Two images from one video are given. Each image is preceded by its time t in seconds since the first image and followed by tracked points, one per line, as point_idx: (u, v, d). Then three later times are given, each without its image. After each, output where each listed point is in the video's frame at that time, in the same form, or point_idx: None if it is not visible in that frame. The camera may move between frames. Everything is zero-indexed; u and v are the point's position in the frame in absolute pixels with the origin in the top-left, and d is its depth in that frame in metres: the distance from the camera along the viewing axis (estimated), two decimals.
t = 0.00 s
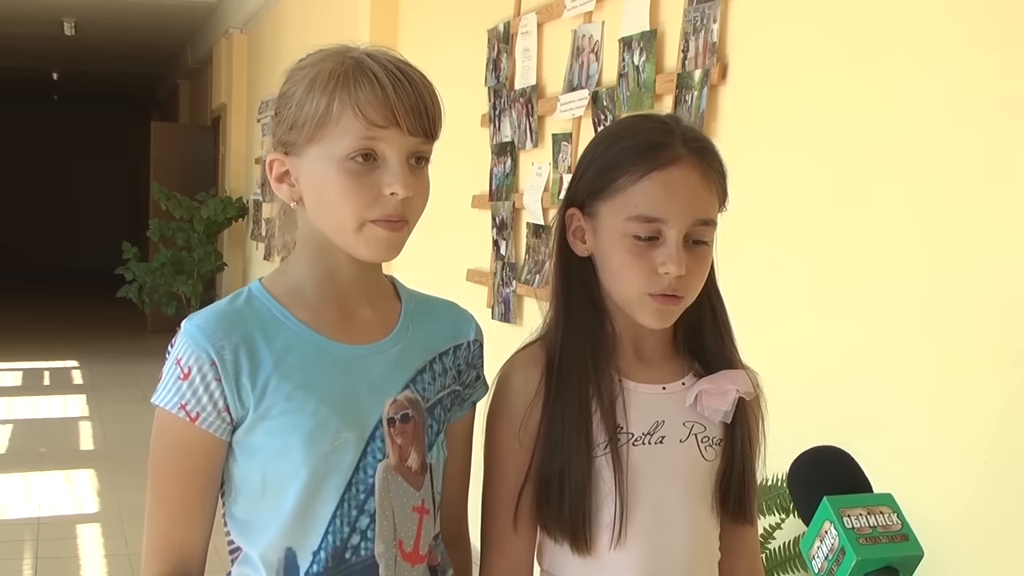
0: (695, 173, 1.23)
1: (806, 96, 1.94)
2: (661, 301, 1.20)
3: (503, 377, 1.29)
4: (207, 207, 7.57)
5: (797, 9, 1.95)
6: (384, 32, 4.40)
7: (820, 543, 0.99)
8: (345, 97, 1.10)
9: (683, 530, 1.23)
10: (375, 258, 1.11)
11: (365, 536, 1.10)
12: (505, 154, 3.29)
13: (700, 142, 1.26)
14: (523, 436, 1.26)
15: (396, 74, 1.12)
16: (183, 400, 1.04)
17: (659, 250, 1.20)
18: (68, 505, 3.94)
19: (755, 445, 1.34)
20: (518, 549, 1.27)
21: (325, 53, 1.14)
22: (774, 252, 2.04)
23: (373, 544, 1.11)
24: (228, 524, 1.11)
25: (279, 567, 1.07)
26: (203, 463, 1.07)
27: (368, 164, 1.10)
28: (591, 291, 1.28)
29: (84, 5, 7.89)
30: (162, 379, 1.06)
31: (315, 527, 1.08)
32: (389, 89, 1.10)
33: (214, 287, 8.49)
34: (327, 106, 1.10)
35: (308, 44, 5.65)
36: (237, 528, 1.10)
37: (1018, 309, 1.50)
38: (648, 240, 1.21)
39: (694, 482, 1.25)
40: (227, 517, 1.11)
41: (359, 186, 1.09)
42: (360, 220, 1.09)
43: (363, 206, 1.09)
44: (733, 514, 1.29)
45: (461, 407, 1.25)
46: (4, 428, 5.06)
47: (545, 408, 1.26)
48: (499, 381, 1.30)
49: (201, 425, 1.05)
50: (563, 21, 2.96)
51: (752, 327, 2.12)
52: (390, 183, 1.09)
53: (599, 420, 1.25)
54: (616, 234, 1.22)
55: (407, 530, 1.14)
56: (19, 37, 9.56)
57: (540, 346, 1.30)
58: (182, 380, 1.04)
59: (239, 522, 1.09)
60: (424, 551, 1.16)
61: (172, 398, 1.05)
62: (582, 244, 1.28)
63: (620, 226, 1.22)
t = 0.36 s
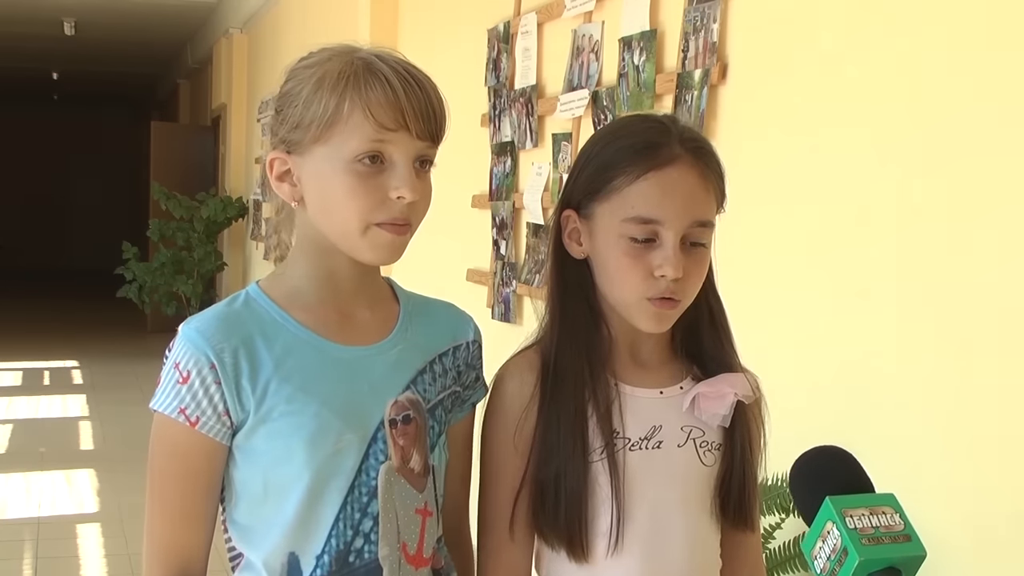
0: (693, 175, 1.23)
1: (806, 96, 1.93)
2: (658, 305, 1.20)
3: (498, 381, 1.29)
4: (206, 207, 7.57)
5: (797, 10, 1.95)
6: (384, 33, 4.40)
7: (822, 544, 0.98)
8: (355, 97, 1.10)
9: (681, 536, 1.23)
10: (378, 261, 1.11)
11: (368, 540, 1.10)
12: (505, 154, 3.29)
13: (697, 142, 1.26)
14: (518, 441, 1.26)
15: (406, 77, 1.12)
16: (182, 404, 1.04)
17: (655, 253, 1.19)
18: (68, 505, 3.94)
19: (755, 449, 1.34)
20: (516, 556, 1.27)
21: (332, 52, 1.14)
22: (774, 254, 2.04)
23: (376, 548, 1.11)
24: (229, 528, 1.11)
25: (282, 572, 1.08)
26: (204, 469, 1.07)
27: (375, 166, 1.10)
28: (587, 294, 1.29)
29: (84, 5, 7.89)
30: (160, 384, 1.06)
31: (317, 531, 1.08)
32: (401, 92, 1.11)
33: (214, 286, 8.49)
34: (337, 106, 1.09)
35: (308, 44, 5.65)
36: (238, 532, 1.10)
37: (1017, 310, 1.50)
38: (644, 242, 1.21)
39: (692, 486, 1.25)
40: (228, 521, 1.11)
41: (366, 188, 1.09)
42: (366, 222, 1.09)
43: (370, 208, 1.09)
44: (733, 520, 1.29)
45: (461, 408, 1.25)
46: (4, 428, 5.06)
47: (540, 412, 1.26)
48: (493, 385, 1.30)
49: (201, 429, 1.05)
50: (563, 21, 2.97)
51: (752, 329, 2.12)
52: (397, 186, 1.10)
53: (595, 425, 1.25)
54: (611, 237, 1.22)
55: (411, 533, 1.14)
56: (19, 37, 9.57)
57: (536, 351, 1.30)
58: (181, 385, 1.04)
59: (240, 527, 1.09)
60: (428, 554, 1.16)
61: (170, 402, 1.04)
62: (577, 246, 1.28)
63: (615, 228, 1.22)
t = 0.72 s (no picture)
0: (694, 177, 1.23)
1: (806, 96, 1.93)
2: (656, 307, 1.20)
3: (496, 383, 1.29)
4: (206, 207, 7.57)
5: (797, 10, 1.95)
6: (384, 33, 4.40)
7: (816, 545, 0.99)
8: (357, 97, 1.10)
9: (677, 539, 1.23)
10: (378, 262, 1.11)
11: (370, 542, 1.10)
12: (505, 154, 3.29)
13: (700, 146, 1.26)
14: (515, 444, 1.27)
15: (407, 78, 1.12)
16: (181, 407, 1.04)
17: (656, 256, 1.19)
18: (68, 505, 3.94)
19: (753, 452, 1.33)
20: (515, 559, 1.27)
21: (333, 52, 1.14)
22: (773, 255, 2.04)
23: (378, 550, 1.11)
24: (229, 531, 1.11)
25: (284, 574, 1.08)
26: (204, 472, 1.06)
27: (377, 166, 1.10)
28: (586, 296, 1.29)
29: (84, 5, 7.89)
30: (160, 386, 1.06)
31: (319, 533, 1.08)
32: (403, 93, 1.11)
33: (214, 286, 8.49)
34: (338, 106, 1.09)
35: (308, 43, 5.65)
36: (238, 535, 1.10)
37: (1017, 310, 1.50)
38: (644, 244, 1.20)
39: (687, 490, 1.25)
40: (229, 524, 1.11)
41: (367, 188, 1.09)
42: (366, 223, 1.09)
43: (371, 209, 1.09)
44: (729, 524, 1.29)
45: (462, 408, 1.26)
46: (4, 428, 5.06)
47: (536, 415, 1.26)
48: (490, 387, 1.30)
49: (201, 431, 1.04)
50: (563, 21, 2.97)
51: (752, 330, 2.12)
52: (398, 187, 1.10)
53: (591, 428, 1.25)
54: (611, 236, 1.22)
55: (413, 534, 1.14)
56: (20, 37, 9.57)
57: (532, 352, 1.30)
58: (181, 387, 1.04)
59: (240, 530, 1.09)
60: (430, 555, 1.16)
61: (170, 404, 1.04)
62: (576, 247, 1.28)
63: (616, 230, 1.22)
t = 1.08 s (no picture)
0: (686, 161, 1.23)
1: (806, 97, 1.93)
2: (658, 294, 1.20)
3: (499, 378, 1.29)
4: (207, 207, 7.56)
5: (798, 10, 1.95)
6: (384, 33, 4.40)
7: (818, 544, 0.99)
8: (360, 98, 1.10)
9: (675, 537, 1.24)
10: (378, 262, 1.11)
11: (370, 541, 1.10)
12: (505, 154, 3.29)
13: (687, 132, 1.27)
14: (519, 438, 1.26)
15: (410, 79, 1.12)
16: (182, 406, 1.04)
17: (654, 239, 1.20)
18: (68, 505, 3.94)
19: (751, 445, 1.33)
20: (516, 558, 1.27)
21: (336, 51, 1.14)
22: (773, 255, 2.04)
23: (377, 548, 1.11)
24: (228, 531, 1.11)
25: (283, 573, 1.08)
26: (203, 471, 1.06)
27: (379, 168, 1.10)
28: (586, 293, 1.29)
29: (84, 5, 7.89)
30: (160, 385, 1.06)
31: (318, 532, 1.08)
32: (406, 97, 1.11)
33: (214, 286, 8.49)
34: (342, 107, 1.09)
35: (308, 44, 5.65)
36: (238, 534, 1.09)
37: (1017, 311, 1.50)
38: (642, 228, 1.21)
39: (687, 486, 1.25)
40: (228, 523, 1.11)
41: (369, 189, 1.09)
42: (368, 223, 1.09)
43: (372, 210, 1.09)
44: (728, 519, 1.28)
45: (460, 407, 1.25)
46: (4, 428, 5.06)
47: (540, 410, 1.26)
48: (493, 384, 1.30)
49: (201, 431, 1.04)
50: (563, 21, 2.97)
51: (752, 329, 2.12)
52: (400, 189, 1.10)
53: (594, 423, 1.24)
54: (609, 225, 1.22)
55: (413, 533, 1.14)
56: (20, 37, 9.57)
57: (536, 346, 1.30)
58: (181, 386, 1.04)
59: (240, 529, 1.09)
60: (429, 553, 1.16)
61: (170, 404, 1.04)
62: (575, 245, 1.28)
63: (614, 216, 1.22)
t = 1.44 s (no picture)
0: (690, 170, 1.23)
1: (807, 96, 1.93)
2: (658, 298, 1.20)
3: (502, 374, 1.29)
4: (206, 207, 7.56)
5: (798, 10, 1.95)
6: (384, 33, 4.40)
7: (819, 537, 0.99)
8: (361, 99, 1.10)
9: (679, 527, 1.23)
10: (377, 262, 1.11)
11: (368, 536, 1.10)
12: (505, 154, 3.29)
13: (691, 139, 1.26)
14: (522, 431, 1.26)
15: (410, 80, 1.12)
16: (183, 404, 1.04)
17: (654, 247, 1.20)
18: (68, 505, 3.95)
19: (755, 436, 1.33)
20: (519, 554, 1.27)
21: (336, 51, 1.14)
22: (773, 251, 2.04)
23: (376, 544, 1.11)
24: (227, 528, 1.11)
25: (282, 569, 1.07)
26: (204, 467, 1.06)
27: (379, 168, 1.10)
28: (589, 291, 1.28)
29: (84, 5, 7.89)
30: (160, 383, 1.06)
31: (316, 529, 1.08)
32: (406, 96, 1.11)
33: (214, 287, 8.49)
34: (342, 108, 1.09)
35: (308, 44, 5.65)
36: (237, 531, 1.09)
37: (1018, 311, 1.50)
38: (643, 236, 1.21)
39: (691, 475, 1.25)
40: (227, 520, 1.11)
41: (369, 189, 1.09)
42: (367, 223, 1.09)
43: (372, 210, 1.09)
44: (731, 510, 1.28)
45: (457, 404, 1.25)
46: (4, 428, 5.06)
47: (543, 404, 1.25)
48: (495, 378, 1.30)
49: (202, 428, 1.04)
50: (563, 21, 2.97)
51: (752, 328, 2.12)
52: (399, 189, 1.10)
53: (598, 414, 1.24)
54: (611, 231, 1.22)
55: (411, 529, 1.14)
56: (20, 37, 9.57)
57: (538, 339, 1.30)
58: (182, 384, 1.04)
59: (239, 526, 1.09)
60: (427, 549, 1.16)
61: (171, 401, 1.04)
62: (577, 245, 1.28)
63: (616, 223, 1.22)
